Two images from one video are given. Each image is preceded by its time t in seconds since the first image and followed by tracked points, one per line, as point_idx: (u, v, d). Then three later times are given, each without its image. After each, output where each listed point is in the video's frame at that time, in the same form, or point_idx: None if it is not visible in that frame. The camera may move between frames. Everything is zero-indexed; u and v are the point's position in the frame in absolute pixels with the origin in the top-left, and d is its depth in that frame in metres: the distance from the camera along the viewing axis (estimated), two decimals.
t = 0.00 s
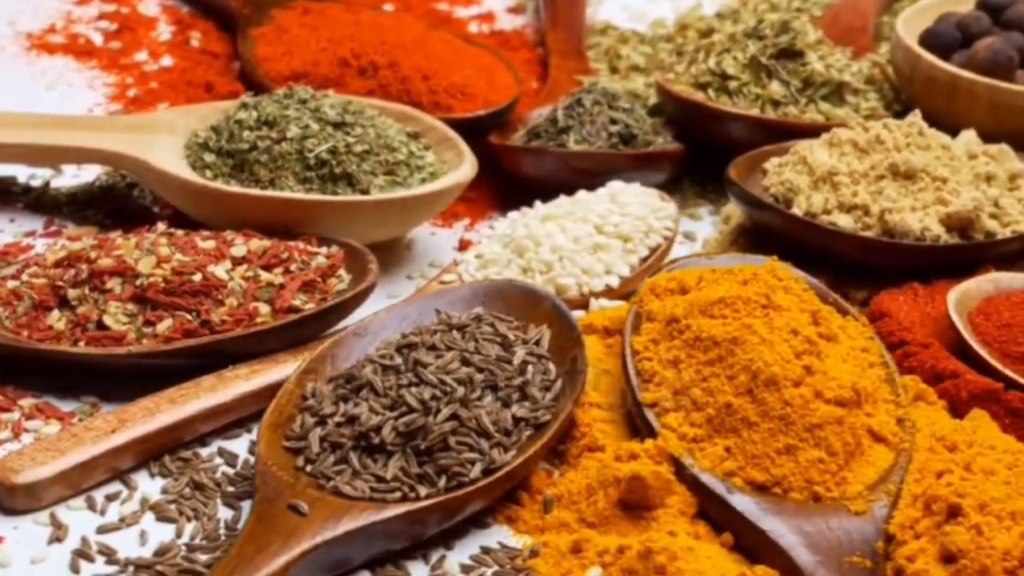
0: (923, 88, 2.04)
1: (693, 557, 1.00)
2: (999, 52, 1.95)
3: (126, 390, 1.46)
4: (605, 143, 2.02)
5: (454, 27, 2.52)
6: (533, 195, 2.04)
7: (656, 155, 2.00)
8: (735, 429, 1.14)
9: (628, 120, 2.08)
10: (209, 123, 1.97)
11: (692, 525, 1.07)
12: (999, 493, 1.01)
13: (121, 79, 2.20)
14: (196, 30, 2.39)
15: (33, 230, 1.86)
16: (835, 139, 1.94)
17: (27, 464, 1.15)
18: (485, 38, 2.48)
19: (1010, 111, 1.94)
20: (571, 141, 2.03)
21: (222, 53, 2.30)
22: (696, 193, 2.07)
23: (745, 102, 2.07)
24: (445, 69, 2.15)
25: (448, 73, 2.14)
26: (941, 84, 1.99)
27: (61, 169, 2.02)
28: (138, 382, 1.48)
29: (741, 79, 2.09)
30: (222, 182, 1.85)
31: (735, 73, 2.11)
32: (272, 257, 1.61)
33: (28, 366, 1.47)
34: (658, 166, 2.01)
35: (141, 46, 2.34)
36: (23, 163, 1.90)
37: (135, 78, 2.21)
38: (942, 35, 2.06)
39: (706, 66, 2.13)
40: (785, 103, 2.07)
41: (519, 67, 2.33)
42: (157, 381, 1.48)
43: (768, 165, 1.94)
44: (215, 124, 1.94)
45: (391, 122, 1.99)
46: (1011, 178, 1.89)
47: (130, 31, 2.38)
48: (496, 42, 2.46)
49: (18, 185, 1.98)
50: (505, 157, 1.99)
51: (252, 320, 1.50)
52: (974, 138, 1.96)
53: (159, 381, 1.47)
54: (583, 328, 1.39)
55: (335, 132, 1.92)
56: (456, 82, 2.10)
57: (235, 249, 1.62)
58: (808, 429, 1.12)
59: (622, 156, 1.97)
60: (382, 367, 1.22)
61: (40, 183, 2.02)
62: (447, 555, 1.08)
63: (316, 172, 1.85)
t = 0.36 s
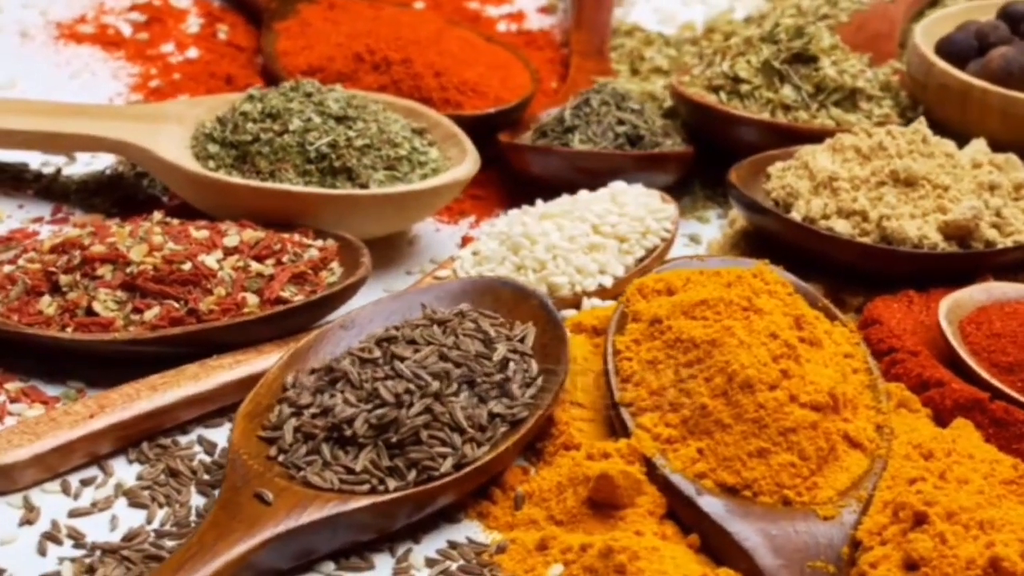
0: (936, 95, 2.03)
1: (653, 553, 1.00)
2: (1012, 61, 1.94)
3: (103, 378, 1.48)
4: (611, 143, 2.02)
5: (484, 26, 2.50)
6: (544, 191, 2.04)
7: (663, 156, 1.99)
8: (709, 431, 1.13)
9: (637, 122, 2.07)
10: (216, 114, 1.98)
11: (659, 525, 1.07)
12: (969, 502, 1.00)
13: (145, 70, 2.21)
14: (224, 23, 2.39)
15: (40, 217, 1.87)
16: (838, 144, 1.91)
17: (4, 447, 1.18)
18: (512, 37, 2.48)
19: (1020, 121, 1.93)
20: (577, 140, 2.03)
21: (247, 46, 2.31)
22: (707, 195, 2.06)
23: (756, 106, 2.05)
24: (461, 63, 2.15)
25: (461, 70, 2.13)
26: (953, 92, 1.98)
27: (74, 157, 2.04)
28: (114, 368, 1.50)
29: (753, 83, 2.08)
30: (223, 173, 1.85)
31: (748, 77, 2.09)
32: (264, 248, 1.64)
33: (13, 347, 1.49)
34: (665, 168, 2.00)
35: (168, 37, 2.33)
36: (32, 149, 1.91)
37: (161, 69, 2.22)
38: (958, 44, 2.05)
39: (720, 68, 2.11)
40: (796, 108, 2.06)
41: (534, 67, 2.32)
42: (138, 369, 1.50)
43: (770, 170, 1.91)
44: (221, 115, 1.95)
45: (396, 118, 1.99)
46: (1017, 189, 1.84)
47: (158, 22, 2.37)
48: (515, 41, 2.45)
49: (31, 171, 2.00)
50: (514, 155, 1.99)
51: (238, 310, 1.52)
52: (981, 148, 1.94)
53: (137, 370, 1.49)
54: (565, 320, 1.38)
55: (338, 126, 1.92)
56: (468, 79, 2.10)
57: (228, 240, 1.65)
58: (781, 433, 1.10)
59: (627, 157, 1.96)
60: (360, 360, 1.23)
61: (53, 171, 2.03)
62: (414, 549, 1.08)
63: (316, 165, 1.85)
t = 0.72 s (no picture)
0: (947, 104, 2.00)
1: (613, 549, 0.99)
2: None
3: (93, 364, 1.52)
4: (616, 144, 2.01)
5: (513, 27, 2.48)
6: (552, 190, 2.04)
7: (670, 157, 1.98)
8: (682, 432, 1.12)
9: (645, 123, 2.06)
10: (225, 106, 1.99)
11: (628, 525, 1.05)
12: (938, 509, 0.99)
13: (169, 62, 2.22)
14: (251, 18, 2.39)
15: (48, 204, 1.88)
16: (841, 150, 1.88)
17: None
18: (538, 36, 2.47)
19: None
20: (582, 140, 2.03)
21: (271, 41, 2.31)
22: (715, 199, 2.05)
23: (766, 110, 2.03)
24: (476, 61, 2.15)
25: (474, 68, 2.13)
26: (964, 99, 1.96)
27: (88, 146, 2.06)
28: (101, 355, 1.53)
29: (765, 87, 2.06)
30: (225, 164, 1.86)
31: (759, 81, 2.07)
32: (256, 240, 1.66)
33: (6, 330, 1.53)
34: (671, 170, 1.99)
35: (194, 30, 2.33)
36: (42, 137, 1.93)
37: (185, 61, 2.23)
38: (974, 52, 2.04)
39: (733, 72, 2.10)
40: (806, 113, 2.04)
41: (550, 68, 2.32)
42: (125, 357, 1.53)
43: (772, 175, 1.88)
44: (227, 107, 1.96)
45: (402, 113, 2.00)
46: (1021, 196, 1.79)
47: (186, 15, 2.36)
48: (536, 41, 2.44)
49: (44, 159, 2.02)
50: (522, 155, 1.99)
51: (227, 300, 1.54)
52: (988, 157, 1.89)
53: (123, 355, 1.52)
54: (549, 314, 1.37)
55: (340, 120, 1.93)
56: (479, 76, 2.10)
57: (222, 231, 1.67)
58: (754, 436, 1.09)
59: (632, 158, 1.95)
60: (341, 353, 1.23)
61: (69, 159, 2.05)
62: (384, 544, 1.08)
63: (316, 159, 1.86)
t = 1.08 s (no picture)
0: (960, 112, 1.98)
1: (571, 545, 0.98)
2: None
3: (83, 349, 1.55)
4: (621, 144, 1.99)
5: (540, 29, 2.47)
6: (557, 190, 2.03)
7: (677, 159, 1.96)
8: (654, 433, 1.10)
9: (652, 125, 2.04)
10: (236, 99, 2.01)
11: (596, 524, 1.04)
12: (906, 515, 0.98)
13: (194, 54, 2.24)
14: (280, 11, 2.41)
15: (57, 191, 1.90)
16: (842, 155, 1.81)
17: None
18: (566, 37, 2.46)
19: None
20: (587, 140, 2.01)
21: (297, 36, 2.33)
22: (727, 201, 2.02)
23: (777, 114, 2.00)
24: (490, 59, 2.15)
25: (487, 66, 2.13)
26: (976, 108, 1.94)
27: (105, 135, 2.07)
28: (88, 341, 1.56)
29: (776, 91, 2.02)
30: (228, 155, 1.88)
31: (771, 85, 2.05)
32: (251, 230, 1.68)
33: None
34: (678, 171, 1.96)
35: (224, 23, 2.36)
36: (53, 125, 1.96)
37: (210, 53, 2.25)
38: (989, 61, 2.02)
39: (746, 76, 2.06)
40: (816, 119, 2.00)
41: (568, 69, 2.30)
42: (112, 343, 1.56)
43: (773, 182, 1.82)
44: (235, 99, 1.97)
45: (408, 110, 2.00)
46: None
47: (217, 9, 2.40)
48: (559, 41, 2.43)
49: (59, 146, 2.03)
50: (529, 154, 1.98)
51: (217, 290, 1.56)
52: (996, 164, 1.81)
53: (110, 341, 1.55)
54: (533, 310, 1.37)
55: (344, 114, 1.93)
56: (491, 75, 2.10)
57: (217, 221, 1.70)
58: (726, 438, 1.07)
59: (636, 159, 1.94)
60: (320, 344, 1.24)
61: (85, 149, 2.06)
62: (357, 538, 1.08)
63: (318, 152, 1.86)
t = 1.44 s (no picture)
0: (971, 118, 1.93)
1: (532, 541, 0.96)
2: None
3: (74, 334, 1.59)
4: (627, 144, 1.97)
5: (567, 29, 2.45)
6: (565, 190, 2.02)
7: (683, 162, 1.93)
8: (627, 432, 1.07)
9: (660, 127, 2.02)
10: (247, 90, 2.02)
11: (563, 522, 1.02)
12: (871, 520, 0.95)
13: (221, 47, 2.26)
14: (310, 6, 2.44)
15: (68, 177, 1.92)
16: (844, 160, 1.73)
17: None
18: (592, 37, 2.44)
19: None
20: (593, 140, 2.00)
21: (324, 30, 2.36)
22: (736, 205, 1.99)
23: (786, 119, 1.99)
24: (505, 58, 2.15)
25: (502, 65, 2.13)
26: (986, 117, 1.89)
27: (122, 125, 2.09)
28: (79, 326, 1.60)
29: (786, 95, 2.01)
30: (232, 146, 1.89)
31: (783, 89, 2.03)
32: (246, 221, 1.70)
33: None
34: (684, 174, 1.94)
35: (255, 16, 2.38)
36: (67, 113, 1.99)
37: (237, 47, 2.27)
38: (1006, 67, 1.95)
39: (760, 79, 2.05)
40: (825, 124, 1.98)
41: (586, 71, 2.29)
42: (102, 328, 1.59)
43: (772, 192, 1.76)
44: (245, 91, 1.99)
45: (416, 105, 2.00)
46: None
47: (249, 3, 2.41)
48: (583, 42, 2.41)
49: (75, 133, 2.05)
50: (537, 154, 1.97)
51: (208, 279, 1.59)
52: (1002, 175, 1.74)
53: (99, 327, 1.59)
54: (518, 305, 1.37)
55: (349, 108, 1.93)
56: (504, 73, 2.09)
57: (213, 211, 1.72)
58: (696, 439, 1.04)
59: (642, 159, 1.91)
60: (302, 336, 1.25)
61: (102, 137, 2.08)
62: (332, 530, 1.07)
63: (320, 145, 1.87)
